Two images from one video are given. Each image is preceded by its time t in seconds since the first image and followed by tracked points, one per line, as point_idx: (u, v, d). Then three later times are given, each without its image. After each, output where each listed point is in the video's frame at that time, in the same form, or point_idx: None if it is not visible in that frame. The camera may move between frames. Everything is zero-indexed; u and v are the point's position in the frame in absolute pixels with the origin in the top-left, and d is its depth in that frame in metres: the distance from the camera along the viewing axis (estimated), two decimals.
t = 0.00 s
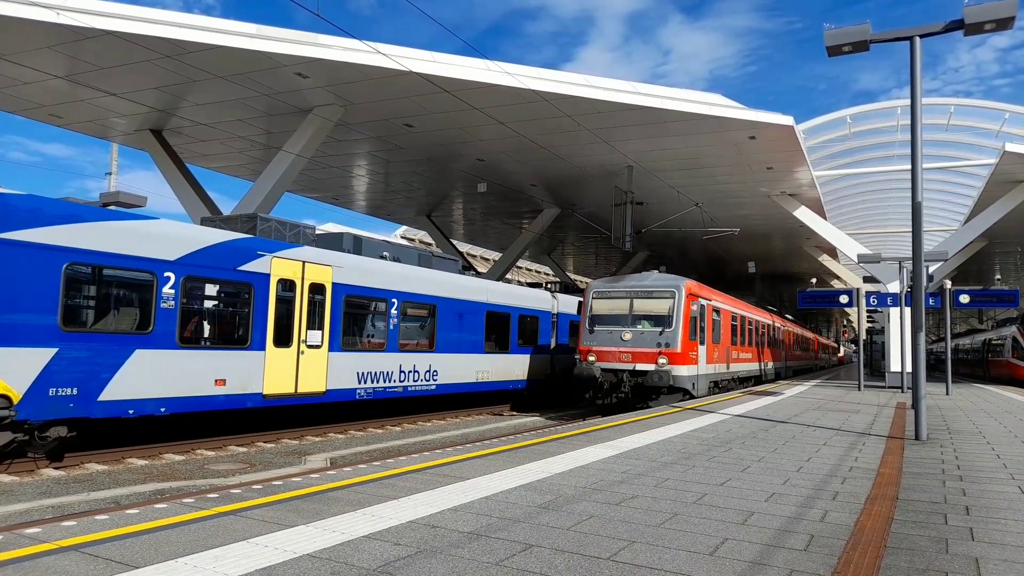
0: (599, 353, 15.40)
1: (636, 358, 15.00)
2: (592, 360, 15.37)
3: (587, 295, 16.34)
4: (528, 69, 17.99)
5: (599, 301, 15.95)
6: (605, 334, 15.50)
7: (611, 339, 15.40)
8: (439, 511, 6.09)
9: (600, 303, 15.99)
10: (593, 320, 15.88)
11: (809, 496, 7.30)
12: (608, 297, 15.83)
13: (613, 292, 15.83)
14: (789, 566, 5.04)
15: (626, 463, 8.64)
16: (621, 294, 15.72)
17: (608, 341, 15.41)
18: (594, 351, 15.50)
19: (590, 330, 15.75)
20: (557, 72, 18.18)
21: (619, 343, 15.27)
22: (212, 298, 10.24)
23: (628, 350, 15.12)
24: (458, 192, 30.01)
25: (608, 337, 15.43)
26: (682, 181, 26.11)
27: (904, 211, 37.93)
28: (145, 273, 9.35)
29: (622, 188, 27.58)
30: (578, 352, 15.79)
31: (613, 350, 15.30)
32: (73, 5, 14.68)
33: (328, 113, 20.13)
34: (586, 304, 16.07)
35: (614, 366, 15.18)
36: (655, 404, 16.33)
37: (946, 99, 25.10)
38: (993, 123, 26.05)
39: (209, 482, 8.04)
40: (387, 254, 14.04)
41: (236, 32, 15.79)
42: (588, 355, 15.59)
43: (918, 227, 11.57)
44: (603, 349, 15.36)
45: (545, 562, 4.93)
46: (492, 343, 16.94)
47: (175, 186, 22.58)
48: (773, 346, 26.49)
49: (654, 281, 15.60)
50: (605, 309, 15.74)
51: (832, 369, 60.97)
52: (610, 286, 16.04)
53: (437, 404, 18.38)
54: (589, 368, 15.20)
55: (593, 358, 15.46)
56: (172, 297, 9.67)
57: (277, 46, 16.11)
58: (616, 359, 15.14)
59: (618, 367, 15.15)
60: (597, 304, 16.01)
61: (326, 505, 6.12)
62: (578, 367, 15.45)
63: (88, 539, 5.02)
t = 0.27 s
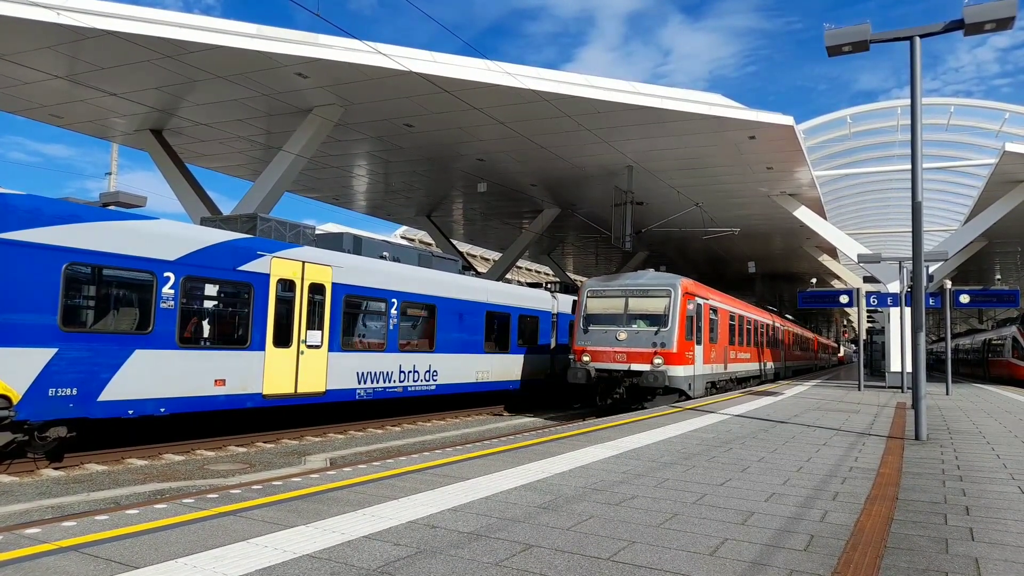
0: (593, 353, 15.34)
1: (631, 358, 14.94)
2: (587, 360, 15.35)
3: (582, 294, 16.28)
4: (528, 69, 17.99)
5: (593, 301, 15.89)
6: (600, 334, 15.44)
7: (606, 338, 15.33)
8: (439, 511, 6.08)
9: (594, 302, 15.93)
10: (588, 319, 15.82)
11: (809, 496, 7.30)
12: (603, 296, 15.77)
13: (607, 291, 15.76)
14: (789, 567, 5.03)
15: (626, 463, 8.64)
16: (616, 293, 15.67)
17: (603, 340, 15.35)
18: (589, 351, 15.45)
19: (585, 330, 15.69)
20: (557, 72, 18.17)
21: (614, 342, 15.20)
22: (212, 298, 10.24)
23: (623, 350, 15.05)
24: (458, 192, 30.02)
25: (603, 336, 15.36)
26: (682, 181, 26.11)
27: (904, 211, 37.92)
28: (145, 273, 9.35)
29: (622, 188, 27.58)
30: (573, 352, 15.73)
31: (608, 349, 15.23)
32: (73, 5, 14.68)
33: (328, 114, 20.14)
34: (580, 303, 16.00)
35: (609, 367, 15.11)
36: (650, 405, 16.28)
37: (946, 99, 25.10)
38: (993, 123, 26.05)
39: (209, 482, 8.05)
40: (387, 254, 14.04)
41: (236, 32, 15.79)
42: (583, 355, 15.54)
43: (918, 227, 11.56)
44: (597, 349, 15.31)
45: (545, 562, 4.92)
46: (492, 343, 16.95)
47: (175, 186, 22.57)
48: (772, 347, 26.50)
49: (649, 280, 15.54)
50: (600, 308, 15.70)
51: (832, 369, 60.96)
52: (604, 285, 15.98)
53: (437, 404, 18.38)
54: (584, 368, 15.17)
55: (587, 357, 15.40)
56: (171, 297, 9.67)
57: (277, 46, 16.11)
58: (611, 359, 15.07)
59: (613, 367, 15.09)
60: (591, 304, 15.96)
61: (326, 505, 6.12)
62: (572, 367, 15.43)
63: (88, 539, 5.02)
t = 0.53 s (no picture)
0: (587, 353, 15.27)
1: (626, 358, 14.86)
2: (581, 360, 15.28)
3: (576, 293, 16.19)
4: (528, 69, 17.99)
5: (587, 300, 15.78)
6: (594, 333, 15.35)
7: (600, 338, 15.24)
8: (439, 511, 6.08)
9: (589, 301, 15.82)
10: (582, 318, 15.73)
11: (809, 496, 7.30)
12: (597, 295, 15.67)
13: (601, 289, 15.66)
14: (789, 567, 5.03)
15: (626, 463, 8.65)
16: (611, 292, 15.57)
17: (597, 340, 15.26)
18: (583, 351, 15.37)
19: (579, 330, 15.61)
20: (557, 73, 18.18)
21: (608, 342, 15.12)
22: (212, 298, 10.24)
23: (617, 350, 14.97)
24: (458, 192, 30.02)
25: (597, 336, 15.27)
26: (682, 181, 26.11)
27: (904, 211, 37.92)
28: (145, 273, 9.35)
29: (622, 188, 27.58)
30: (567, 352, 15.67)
31: (602, 349, 15.14)
32: (73, 6, 14.68)
33: (328, 114, 20.14)
34: (574, 302, 15.90)
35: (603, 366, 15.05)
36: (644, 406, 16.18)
37: (946, 99, 25.11)
38: (993, 123, 26.05)
39: (209, 482, 8.05)
40: (387, 254, 14.03)
41: (236, 33, 15.79)
42: (577, 355, 15.47)
43: (918, 227, 11.56)
44: (592, 349, 15.23)
45: (545, 562, 4.92)
46: (492, 343, 16.95)
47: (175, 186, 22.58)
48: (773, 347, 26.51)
49: (644, 278, 15.43)
50: (594, 307, 15.60)
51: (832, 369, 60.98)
52: (599, 283, 15.88)
53: (435, 404, 18.33)
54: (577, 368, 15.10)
55: (582, 357, 15.33)
56: (171, 297, 9.66)
57: (277, 46, 16.11)
58: (606, 359, 15.00)
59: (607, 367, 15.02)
60: (586, 303, 15.85)
61: (326, 505, 6.12)
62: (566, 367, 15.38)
63: (88, 539, 5.02)
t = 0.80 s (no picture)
0: (581, 353, 15.12)
1: (620, 357, 14.71)
2: (574, 360, 15.12)
3: (570, 291, 16.07)
4: (528, 69, 17.98)
5: (581, 298, 15.63)
6: (588, 333, 15.20)
7: (594, 338, 15.09)
8: (439, 511, 6.08)
9: (583, 300, 15.67)
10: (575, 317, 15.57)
11: (809, 496, 7.29)
12: (591, 294, 15.54)
13: (595, 288, 15.55)
14: (789, 567, 5.03)
15: (626, 463, 8.65)
16: (605, 290, 15.44)
17: (591, 340, 15.11)
18: (576, 350, 15.22)
19: (572, 329, 15.47)
20: (557, 72, 18.17)
21: (602, 341, 14.96)
22: (212, 298, 10.24)
23: (611, 350, 14.81)
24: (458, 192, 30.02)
25: (590, 336, 15.13)
26: (682, 180, 26.11)
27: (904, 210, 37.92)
28: (145, 272, 9.35)
29: (622, 188, 27.57)
30: (560, 352, 15.52)
31: (595, 349, 14.99)
32: (73, 5, 14.68)
33: (328, 113, 20.14)
34: (568, 301, 15.76)
35: (596, 366, 14.89)
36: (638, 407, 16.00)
37: (946, 99, 25.11)
38: (992, 122, 26.05)
39: (209, 482, 8.06)
40: (387, 254, 14.03)
41: (236, 32, 15.79)
42: (570, 354, 15.31)
43: (918, 227, 11.56)
44: (585, 348, 15.08)
45: (545, 562, 4.92)
46: (492, 343, 16.95)
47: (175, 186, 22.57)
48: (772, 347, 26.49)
49: (639, 276, 15.28)
50: (588, 306, 15.46)
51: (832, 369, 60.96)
52: (593, 282, 15.76)
53: (433, 404, 18.28)
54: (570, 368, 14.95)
55: (575, 357, 15.18)
56: (172, 297, 9.66)
57: (277, 46, 16.11)
58: (599, 359, 14.85)
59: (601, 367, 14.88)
60: (580, 302, 15.71)
61: (326, 505, 6.12)
62: (559, 367, 15.22)
63: (88, 539, 5.02)
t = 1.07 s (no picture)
0: (573, 353, 14.88)
1: (613, 358, 14.46)
2: (567, 361, 14.89)
3: (562, 289, 15.83)
4: (527, 68, 17.98)
5: (574, 297, 15.40)
6: (581, 333, 14.95)
7: (587, 338, 14.84)
8: (439, 511, 6.08)
9: (575, 299, 15.46)
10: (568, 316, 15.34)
11: (809, 496, 7.29)
12: (584, 292, 15.31)
13: (588, 287, 15.30)
14: (789, 567, 5.03)
15: (626, 463, 8.65)
16: (598, 289, 15.18)
17: (583, 340, 14.87)
18: (569, 351, 14.98)
19: (564, 329, 15.21)
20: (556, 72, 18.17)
21: (595, 341, 14.71)
22: (212, 298, 10.24)
23: (605, 350, 14.56)
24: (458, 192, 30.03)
25: (583, 335, 14.88)
26: (682, 181, 26.11)
27: (904, 211, 37.93)
28: (145, 272, 9.35)
29: (622, 188, 27.57)
30: (552, 352, 15.26)
31: (588, 350, 14.75)
32: (74, 5, 14.68)
33: (328, 113, 20.14)
34: (561, 300, 15.52)
35: (589, 367, 14.65)
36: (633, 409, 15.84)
37: (945, 99, 25.11)
38: (992, 123, 26.05)
39: (210, 482, 8.06)
40: (387, 254, 14.02)
41: (236, 32, 15.79)
42: (562, 355, 15.05)
43: (918, 227, 11.56)
44: (578, 349, 14.83)
45: (545, 562, 4.92)
46: (492, 343, 16.96)
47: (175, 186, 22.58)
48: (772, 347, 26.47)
49: (633, 275, 15.00)
50: (581, 305, 15.22)
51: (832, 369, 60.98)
52: (586, 280, 15.50)
53: (431, 405, 18.23)
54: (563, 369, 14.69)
55: (568, 357, 14.94)
56: (172, 297, 9.66)
57: (277, 46, 16.11)
58: (592, 360, 14.61)
59: (594, 367, 14.64)
60: (573, 300, 15.49)
61: (325, 506, 6.12)
62: (551, 368, 14.95)
63: (88, 539, 5.02)
